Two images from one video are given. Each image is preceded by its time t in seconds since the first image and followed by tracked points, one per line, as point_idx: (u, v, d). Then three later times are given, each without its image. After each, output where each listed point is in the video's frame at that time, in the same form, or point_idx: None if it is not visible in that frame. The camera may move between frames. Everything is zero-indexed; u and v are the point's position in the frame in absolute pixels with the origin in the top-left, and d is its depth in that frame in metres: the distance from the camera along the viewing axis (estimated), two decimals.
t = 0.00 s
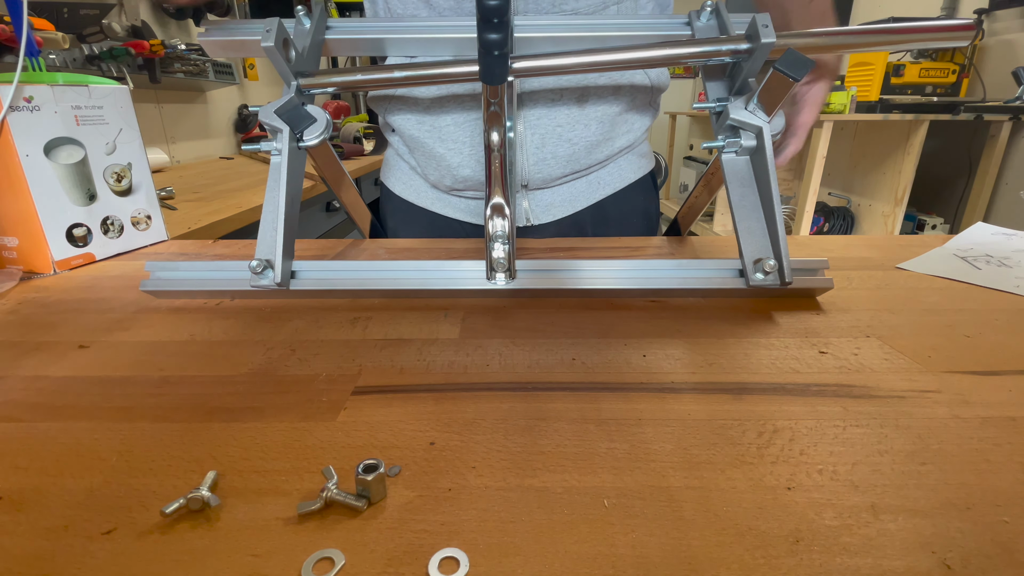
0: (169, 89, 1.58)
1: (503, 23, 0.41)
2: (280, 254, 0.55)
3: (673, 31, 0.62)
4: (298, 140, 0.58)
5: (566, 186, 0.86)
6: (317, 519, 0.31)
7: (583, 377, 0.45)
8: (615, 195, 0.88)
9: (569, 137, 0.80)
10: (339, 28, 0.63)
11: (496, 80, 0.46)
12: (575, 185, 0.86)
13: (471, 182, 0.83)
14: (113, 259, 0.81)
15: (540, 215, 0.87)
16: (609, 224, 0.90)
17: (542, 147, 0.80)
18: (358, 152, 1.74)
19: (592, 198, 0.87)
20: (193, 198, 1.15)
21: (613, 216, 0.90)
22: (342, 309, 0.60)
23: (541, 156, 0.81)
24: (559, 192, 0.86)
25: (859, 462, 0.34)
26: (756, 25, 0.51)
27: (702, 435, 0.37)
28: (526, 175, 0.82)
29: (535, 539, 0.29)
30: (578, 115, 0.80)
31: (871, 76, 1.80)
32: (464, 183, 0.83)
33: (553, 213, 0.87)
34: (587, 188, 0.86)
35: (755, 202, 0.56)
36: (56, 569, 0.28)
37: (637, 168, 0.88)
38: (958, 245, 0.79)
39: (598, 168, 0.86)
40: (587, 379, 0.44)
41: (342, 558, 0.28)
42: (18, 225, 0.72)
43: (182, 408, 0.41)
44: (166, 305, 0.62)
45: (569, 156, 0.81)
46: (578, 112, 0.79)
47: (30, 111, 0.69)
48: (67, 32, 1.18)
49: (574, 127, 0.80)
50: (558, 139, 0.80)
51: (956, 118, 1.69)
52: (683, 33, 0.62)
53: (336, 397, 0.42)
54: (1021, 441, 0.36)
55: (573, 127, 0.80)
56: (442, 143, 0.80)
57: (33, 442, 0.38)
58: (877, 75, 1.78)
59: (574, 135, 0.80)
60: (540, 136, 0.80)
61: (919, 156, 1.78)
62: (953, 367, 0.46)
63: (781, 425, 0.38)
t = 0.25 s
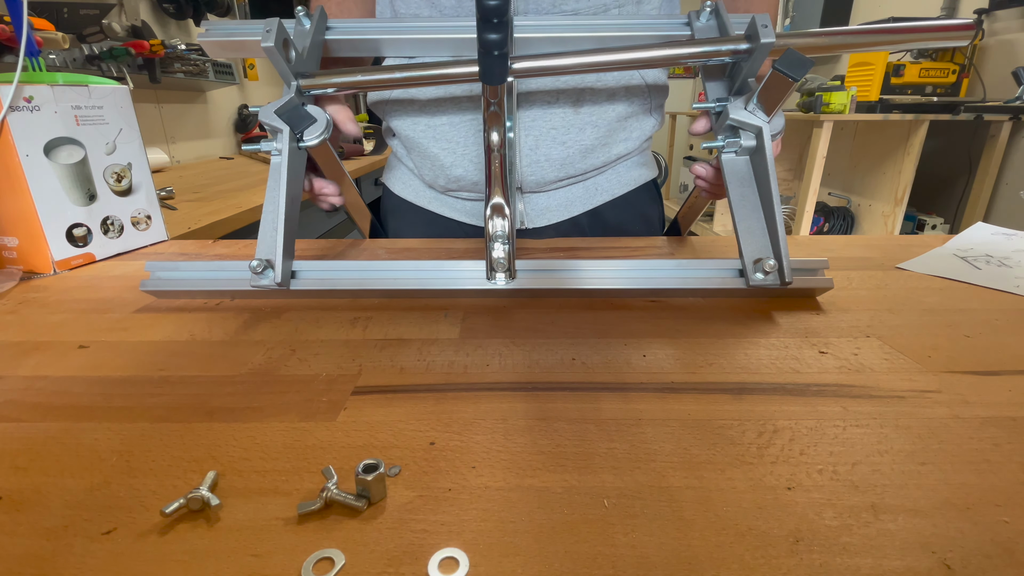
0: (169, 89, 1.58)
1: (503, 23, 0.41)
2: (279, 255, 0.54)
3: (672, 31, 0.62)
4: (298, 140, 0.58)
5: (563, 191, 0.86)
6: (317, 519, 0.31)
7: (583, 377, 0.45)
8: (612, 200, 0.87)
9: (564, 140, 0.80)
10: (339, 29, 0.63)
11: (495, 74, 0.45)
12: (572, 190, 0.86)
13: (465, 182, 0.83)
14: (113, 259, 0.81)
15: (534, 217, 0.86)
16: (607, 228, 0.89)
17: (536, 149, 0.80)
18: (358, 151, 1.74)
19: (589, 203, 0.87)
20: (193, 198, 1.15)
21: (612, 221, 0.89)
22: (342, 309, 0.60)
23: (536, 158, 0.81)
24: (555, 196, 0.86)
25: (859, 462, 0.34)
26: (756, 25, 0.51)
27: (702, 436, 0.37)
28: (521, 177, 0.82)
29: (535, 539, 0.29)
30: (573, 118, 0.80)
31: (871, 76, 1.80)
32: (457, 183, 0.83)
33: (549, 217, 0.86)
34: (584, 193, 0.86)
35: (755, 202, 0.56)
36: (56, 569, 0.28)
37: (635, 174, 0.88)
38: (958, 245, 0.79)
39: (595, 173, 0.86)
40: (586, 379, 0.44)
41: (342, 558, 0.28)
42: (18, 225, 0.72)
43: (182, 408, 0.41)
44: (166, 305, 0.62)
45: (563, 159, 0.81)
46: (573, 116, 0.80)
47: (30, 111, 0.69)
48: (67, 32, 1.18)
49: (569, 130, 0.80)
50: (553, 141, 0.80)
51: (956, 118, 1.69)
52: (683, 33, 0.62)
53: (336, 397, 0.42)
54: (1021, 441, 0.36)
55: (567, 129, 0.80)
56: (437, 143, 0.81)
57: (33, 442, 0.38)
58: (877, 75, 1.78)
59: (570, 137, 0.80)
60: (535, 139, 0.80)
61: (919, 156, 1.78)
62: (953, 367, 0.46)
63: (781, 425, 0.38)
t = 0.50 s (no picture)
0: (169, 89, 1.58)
1: (508, 26, 0.43)
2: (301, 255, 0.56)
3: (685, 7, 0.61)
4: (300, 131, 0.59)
5: (561, 190, 0.86)
6: (317, 519, 0.31)
7: (583, 377, 0.45)
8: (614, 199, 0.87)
9: (563, 148, 0.81)
10: None
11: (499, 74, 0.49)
12: (570, 190, 0.86)
13: (467, 191, 0.84)
14: (113, 259, 0.81)
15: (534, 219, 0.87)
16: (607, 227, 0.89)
17: (535, 157, 0.81)
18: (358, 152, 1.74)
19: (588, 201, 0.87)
20: (193, 198, 1.15)
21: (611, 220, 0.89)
22: (342, 309, 0.60)
23: (535, 165, 0.82)
24: (553, 196, 0.86)
25: (859, 462, 0.34)
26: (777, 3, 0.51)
27: (702, 436, 0.37)
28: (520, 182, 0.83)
29: (535, 539, 0.29)
30: (571, 127, 0.79)
31: (871, 76, 1.80)
32: (460, 192, 0.84)
33: (547, 216, 0.87)
34: (582, 191, 0.86)
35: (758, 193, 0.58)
36: (56, 569, 0.28)
37: (634, 173, 0.87)
38: (958, 245, 0.79)
39: (593, 173, 0.85)
40: (586, 379, 0.44)
41: (342, 558, 0.28)
42: (18, 225, 0.72)
43: (183, 408, 0.41)
44: (166, 305, 0.62)
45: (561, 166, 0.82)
46: (571, 124, 0.79)
47: (30, 110, 0.69)
48: (68, 32, 1.18)
49: (567, 138, 0.80)
50: (552, 149, 0.81)
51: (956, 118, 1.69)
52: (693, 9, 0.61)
53: (336, 397, 0.42)
54: (1021, 441, 0.36)
55: (565, 137, 0.80)
56: (439, 155, 0.81)
57: (33, 442, 0.38)
58: (877, 75, 1.78)
59: (568, 145, 0.80)
60: (534, 148, 0.81)
61: (919, 156, 1.78)
62: (953, 367, 0.46)
63: (781, 425, 0.38)
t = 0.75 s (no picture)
0: (169, 89, 1.58)
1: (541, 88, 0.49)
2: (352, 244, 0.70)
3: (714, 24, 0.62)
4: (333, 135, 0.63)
5: (586, 199, 0.84)
6: (317, 519, 0.31)
7: (584, 377, 0.44)
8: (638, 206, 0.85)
9: (588, 146, 0.79)
10: None
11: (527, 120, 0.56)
12: (594, 198, 0.84)
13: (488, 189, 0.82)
14: (113, 259, 0.81)
15: (554, 223, 0.85)
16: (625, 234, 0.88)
17: (560, 155, 0.79)
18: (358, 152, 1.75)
19: (611, 211, 0.84)
20: (192, 198, 1.15)
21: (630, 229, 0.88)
22: (342, 309, 0.60)
23: (560, 163, 0.80)
24: (577, 204, 0.84)
25: (859, 462, 0.34)
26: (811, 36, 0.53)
27: (702, 436, 0.37)
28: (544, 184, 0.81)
29: (535, 539, 0.29)
30: (598, 124, 0.78)
31: (872, 76, 1.80)
32: (480, 191, 0.83)
33: (569, 225, 0.85)
34: (607, 201, 0.84)
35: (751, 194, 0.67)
36: (57, 569, 0.28)
37: (661, 182, 0.85)
38: (958, 245, 0.79)
39: (620, 182, 0.83)
40: (587, 379, 0.44)
41: (341, 557, 0.28)
42: (18, 225, 0.72)
43: (183, 408, 0.41)
44: (166, 305, 0.62)
45: (586, 165, 0.80)
46: (598, 122, 0.78)
47: (30, 111, 0.69)
48: (68, 32, 1.18)
49: (593, 135, 0.78)
50: (578, 148, 0.79)
51: (956, 118, 1.69)
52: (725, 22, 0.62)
53: (336, 397, 0.42)
54: (1021, 441, 0.36)
55: (592, 135, 0.78)
56: (462, 150, 0.80)
57: (33, 442, 0.38)
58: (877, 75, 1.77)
59: (593, 143, 0.79)
60: (560, 146, 0.79)
61: (920, 156, 1.78)
62: (953, 367, 0.46)
63: (781, 425, 0.38)
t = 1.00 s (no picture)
0: (169, 89, 1.58)
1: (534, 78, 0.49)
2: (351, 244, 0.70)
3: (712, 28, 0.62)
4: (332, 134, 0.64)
5: (586, 206, 0.84)
6: (317, 519, 0.31)
7: (584, 377, 0.45)
8: (638, 210, 0.85)
9: (590, 150, 0.79)
10: None
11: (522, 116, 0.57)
12: (595, 206, 0.84)
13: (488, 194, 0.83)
14: (113, 259, 0.80)
15: (553, 226, 0.85)
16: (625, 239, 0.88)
17: (561, 160, 0.79)
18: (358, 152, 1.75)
19: (611, 218, 0.85)
20: (192, 198, 1.15)
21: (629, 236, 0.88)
22: (342, 309, 0.60)
23: (561, 168, 0.79)
24: (577, 211, 0.84)
25: (859, 462, 0.34)
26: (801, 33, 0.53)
27: (701, 436, 0.37)
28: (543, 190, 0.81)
29: (535, 539, 0.29)
30: (601, 127, 0.77)
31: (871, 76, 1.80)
32: (480, 196, 0.83)
33: (568, 232, 0.86)
34: (607, 209, 0.84)
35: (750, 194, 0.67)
36: (57, 569, 0.28)
37: (662, 189, 0.85)
38: (958, 245, 0.79)
39: (621, 188, 0.83)
40: (587, 379, 0.44)
41: (342, 558, 0.28)
42: (18, 225, 0.72)
43: (183, 408, 0.41)
44: (166, 305, 0.62)
45: (588, 169, 0.80)
46: (601, 124, 0.77)
47: (30, 111, 0.69)
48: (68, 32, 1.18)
49: (594, 139, 0.78)
50: (579, 151, 0.78)
51: (956, 118, 1.69)
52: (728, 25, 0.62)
53: (336, 397, 0.42)
54: (1021, 441, 0.36)
55: (594, 138, 0.78)
56: (461, 154, 0.80)
57: (33, 442, 0.38)
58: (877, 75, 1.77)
59: (594, 147, 0.78)
60: (562, 150, 0.78)
61: (919, 156, 1.78)
62: (953, 367, 0.46)
63: (781, 425, 0.38)
